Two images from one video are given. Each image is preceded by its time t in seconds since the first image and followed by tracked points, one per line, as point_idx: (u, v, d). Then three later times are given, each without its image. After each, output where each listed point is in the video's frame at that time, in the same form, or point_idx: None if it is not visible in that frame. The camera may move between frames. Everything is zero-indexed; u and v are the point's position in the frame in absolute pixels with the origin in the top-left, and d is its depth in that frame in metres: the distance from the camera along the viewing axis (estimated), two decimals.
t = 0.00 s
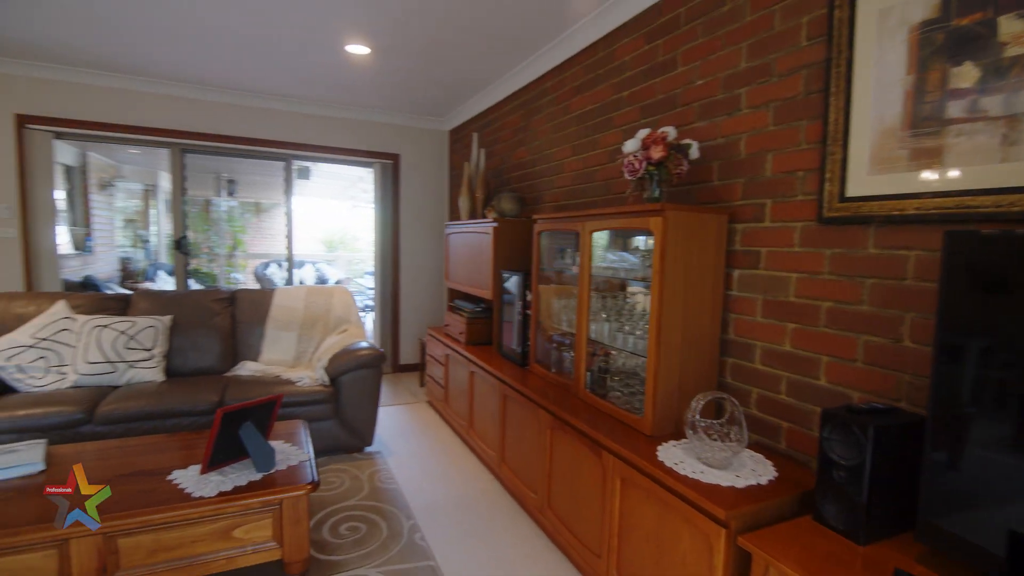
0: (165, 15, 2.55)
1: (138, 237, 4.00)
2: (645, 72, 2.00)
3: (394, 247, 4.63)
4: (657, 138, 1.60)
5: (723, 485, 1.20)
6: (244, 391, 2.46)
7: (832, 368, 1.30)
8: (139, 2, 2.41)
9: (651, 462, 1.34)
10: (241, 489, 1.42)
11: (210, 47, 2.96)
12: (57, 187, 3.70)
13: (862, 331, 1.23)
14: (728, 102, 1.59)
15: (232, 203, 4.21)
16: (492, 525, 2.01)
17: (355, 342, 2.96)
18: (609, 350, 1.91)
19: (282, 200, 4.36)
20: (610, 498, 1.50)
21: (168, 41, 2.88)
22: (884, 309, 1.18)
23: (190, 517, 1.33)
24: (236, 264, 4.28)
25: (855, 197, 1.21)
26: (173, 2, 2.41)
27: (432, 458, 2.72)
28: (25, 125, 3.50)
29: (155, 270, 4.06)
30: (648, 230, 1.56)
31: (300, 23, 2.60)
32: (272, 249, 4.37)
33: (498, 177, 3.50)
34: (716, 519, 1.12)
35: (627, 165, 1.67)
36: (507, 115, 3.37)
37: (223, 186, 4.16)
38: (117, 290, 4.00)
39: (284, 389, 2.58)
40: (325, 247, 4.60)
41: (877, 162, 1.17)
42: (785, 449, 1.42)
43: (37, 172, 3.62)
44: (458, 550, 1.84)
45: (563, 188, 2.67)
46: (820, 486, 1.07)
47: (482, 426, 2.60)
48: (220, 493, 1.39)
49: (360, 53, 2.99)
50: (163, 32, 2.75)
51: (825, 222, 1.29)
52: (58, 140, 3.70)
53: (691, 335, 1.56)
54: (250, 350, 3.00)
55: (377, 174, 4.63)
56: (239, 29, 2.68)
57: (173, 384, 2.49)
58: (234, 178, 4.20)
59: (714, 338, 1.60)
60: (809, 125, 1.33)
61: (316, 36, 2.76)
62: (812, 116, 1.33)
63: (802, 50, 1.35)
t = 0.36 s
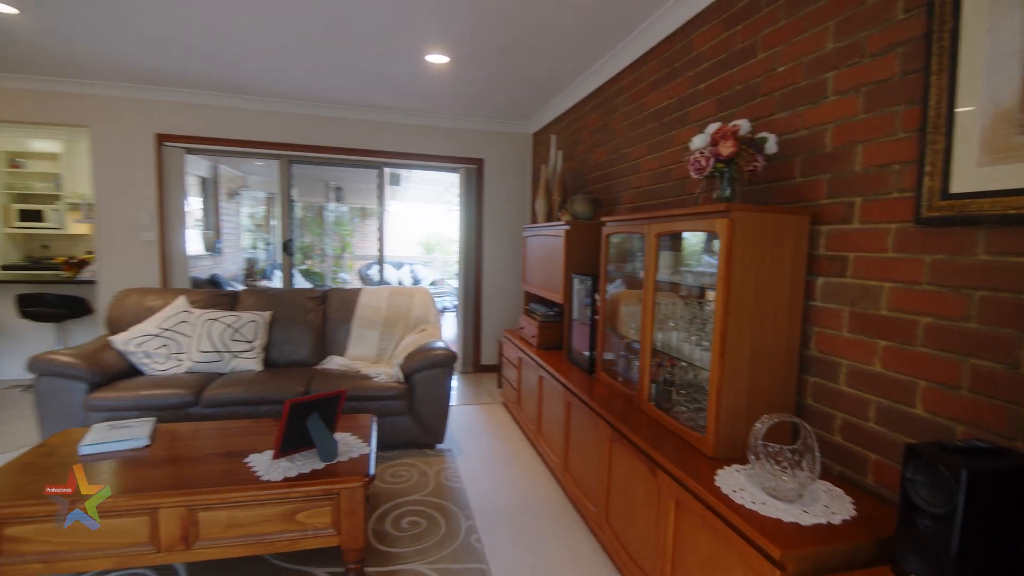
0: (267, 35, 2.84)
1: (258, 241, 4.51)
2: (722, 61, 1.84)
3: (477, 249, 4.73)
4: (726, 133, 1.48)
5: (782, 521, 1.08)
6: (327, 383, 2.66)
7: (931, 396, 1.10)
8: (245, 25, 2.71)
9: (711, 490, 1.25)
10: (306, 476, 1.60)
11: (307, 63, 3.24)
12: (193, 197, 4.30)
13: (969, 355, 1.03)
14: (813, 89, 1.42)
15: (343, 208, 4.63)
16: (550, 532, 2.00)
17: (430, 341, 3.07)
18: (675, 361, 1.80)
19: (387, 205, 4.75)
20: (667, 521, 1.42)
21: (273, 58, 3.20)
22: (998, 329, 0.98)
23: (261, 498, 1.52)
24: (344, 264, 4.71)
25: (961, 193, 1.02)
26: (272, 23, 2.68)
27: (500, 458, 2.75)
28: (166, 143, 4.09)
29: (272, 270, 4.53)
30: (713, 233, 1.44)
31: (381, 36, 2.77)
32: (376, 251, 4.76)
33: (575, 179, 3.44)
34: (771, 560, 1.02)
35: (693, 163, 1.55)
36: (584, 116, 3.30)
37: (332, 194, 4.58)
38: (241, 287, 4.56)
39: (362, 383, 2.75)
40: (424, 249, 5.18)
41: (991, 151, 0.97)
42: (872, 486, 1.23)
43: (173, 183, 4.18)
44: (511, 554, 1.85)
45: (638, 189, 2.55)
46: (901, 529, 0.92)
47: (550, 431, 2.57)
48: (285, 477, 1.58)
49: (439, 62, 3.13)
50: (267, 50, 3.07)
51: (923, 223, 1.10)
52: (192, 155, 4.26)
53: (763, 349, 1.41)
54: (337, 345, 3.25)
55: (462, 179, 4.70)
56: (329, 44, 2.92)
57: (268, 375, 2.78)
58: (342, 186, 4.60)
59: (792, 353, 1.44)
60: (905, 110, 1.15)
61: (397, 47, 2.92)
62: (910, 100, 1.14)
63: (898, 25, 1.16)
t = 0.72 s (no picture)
0: (372, 55, 3.13)
1: (373, 243, 4.93)
2: (822, 48, 1.68)
3: (570, 252, 4.73)
4: (817, 126, 1.35)
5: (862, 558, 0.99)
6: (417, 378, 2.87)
7: None
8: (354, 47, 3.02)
9: (782, 516, 1.16)
10: (384, 461, 1.84)
11: (408, 78, 3.51)
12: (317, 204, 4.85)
13: None
14: (923, 73, 1.25)
15: (449, 213, 4.94)
16: (622, 542, 1.97)
17: (515, 342, 3.16)
18: (760, 373, 1.68)
19: (490, 210, 4.97)
20: (736, 541, 1.35)
21: (378, 76, 3.51)
22: None
23: (342, 479, 1.81)
24: (450, 267, 5.01)
25: None
26: (377, 44, 2.95)
27: (579, 462, 2.76)
28: (293, 158, 4.65)
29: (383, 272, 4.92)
30: (798, 235, 1.33)
31: (472, 49, 2.93)
32: (477, 254, 4.99)
33: (667, 181, 3.32)
34: None
35: (778, 160, 1.45)
36: (679, 115, 3.18)
37: (438, 200, 4.90)
38: (358, 286, 5.02)
39: (449, 378, 2.91)
40: (527, 253, 5.13)
41: None
42: (983, 529, 1.06)
43: (298, 193, 4.73)
44: (577, 557, 1.87)
45: (730, 189, 2.39)
46: None
47: (629, 439, 2.51)
48: (368, 460, 1.83)
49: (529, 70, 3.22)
50: (374, 69, 3.37)
51: None
52: (315, 168, 4.79)
53: (856, 364, 1.27)
54: (430, 342, 3.47)
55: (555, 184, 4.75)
56: (426, 59, 3.14)
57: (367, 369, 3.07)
58: (448, 193, 4.90)
59: (891, 370, 1.29)
60: None
61: (487, 59, 3.07)
62: None
63: None
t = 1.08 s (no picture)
0: (466, 68, 3.35)
1: (471, 246, 5.19)
2: (933, 30, 1.54)
3: (663, 255, 4.61)
4: (913, 118, 1.25)
5: None
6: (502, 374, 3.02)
7: None
8: (450, 61, 3.25)
9: (855, 530, 1.12)
10: (463, 446, 2.00)
11: (500, 87, 3.69)
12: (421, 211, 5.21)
13: None
14: None
15: (544, 217, 5.04)
16: (699, 550, 1.94)
17: (599, 343, 3.18)
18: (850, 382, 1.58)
19: (587, 213, 5.07)
20: (812, 555, 1.30)
21: (473, 86, 3.73)
22: None
23: (426, 460, 2.00)
24: (546, 270, 5.11)
25: None
26: (470, 58, 3.16)
27: (661, 466, 2.72)
28: (399, 168, 5.06)
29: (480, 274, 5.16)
30: (888, 234, 1.24)
31: (559, 56, 3.02)
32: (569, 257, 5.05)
33: (765, 179, 3.15)
34: None
35: (869, 154, 1.37)
36: (779, 109, 2.99)
37: (535, 204, 5.03)
38: (456, 286, 5.30)
39: (533, 376, 3.06)
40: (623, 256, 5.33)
41: None
42: None
43: (403, 200, 5.14)
44: (649, 559, 1.89)
45: (832, 186, 2.20)
46: None
47: (713, 446, 2.44)
48: (448, 445, 2.01)
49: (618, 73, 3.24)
50: (468, 80, 3.60)
51: None
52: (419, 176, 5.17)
53: (954, 375, 1.17)
54: (517, 341, 3.62)
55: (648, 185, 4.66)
56: (515, 68, 3.29)
57: (458, 364, 3.32)
58: (544, 197, 5.01)
59: (998, 383, 1.17)
60: None
61: (574, 64, 3.14)
62: None
63: None
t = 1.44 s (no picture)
0: (529, 72, 3.46)
1: (537, 246, 5.31)
2: (1014, 12, 1.44)
3: (731, 255, 4.47)
4: (983, 107, 1.19)
5: None
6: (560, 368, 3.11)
7: None
8: (513, 66, 3.38)
9: (902, 530, 1.10)
10: (518, 433, 2.12)
11: (563, 89, 3.77)
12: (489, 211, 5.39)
13: None
14: None
15: (611, 216, 5.05)
16: (751, 549, 1.92)
17: (659, 343, 3.17)
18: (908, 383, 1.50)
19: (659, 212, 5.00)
20: (861, 554, 1.28)
21: (537, 90, 3.83)
22: None
23: (483, 444, 2.14)
24: (613, 270, 5.10)
25: None
26: (532, 62, 3.27)
27: (720, 467, 2.68)
28: (467, 170, 5.26)
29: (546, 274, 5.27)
30: (950, 227, 1.19)
31: (619, 56, 3.05)
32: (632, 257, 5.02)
33: (839, 175, 3.00)
34: None
35: (933, 146, 1.31)
36: (855, 100, 2.84)
37: (601, 204, 5.06)
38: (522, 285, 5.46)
39: (591, 372, 3.11)
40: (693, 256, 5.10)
41: None
42: None
43: (471, 201, 5.35)
44: (698, 555, 1.91)
45: (909, 179, 2.07)
46: None
47: (774, 448, 2.37)
48: (502, 431, 2.14)
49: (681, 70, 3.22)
50: (532, 84, 3.71)
51: None
52: (487, 178, 5.35)
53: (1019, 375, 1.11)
54: (577, 338, 3.68)
55: (716, 183, 4.54)
56: (577, 70, 3.36)
57: (518, 359, 3.44)
58: (610, 197, 5.03)
59: None
60: None
61: (636, 64, 3.16)
62: None
63: None
